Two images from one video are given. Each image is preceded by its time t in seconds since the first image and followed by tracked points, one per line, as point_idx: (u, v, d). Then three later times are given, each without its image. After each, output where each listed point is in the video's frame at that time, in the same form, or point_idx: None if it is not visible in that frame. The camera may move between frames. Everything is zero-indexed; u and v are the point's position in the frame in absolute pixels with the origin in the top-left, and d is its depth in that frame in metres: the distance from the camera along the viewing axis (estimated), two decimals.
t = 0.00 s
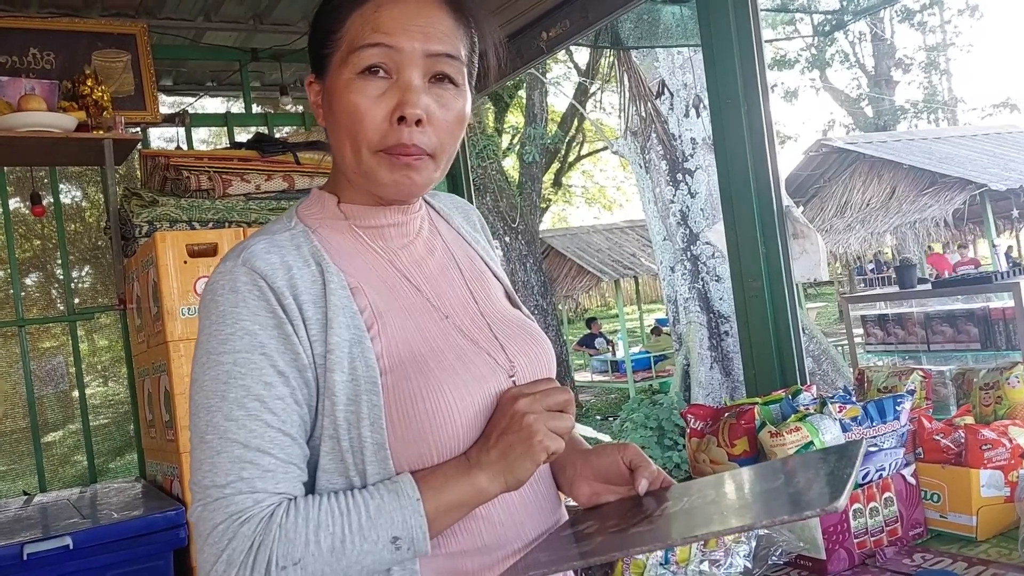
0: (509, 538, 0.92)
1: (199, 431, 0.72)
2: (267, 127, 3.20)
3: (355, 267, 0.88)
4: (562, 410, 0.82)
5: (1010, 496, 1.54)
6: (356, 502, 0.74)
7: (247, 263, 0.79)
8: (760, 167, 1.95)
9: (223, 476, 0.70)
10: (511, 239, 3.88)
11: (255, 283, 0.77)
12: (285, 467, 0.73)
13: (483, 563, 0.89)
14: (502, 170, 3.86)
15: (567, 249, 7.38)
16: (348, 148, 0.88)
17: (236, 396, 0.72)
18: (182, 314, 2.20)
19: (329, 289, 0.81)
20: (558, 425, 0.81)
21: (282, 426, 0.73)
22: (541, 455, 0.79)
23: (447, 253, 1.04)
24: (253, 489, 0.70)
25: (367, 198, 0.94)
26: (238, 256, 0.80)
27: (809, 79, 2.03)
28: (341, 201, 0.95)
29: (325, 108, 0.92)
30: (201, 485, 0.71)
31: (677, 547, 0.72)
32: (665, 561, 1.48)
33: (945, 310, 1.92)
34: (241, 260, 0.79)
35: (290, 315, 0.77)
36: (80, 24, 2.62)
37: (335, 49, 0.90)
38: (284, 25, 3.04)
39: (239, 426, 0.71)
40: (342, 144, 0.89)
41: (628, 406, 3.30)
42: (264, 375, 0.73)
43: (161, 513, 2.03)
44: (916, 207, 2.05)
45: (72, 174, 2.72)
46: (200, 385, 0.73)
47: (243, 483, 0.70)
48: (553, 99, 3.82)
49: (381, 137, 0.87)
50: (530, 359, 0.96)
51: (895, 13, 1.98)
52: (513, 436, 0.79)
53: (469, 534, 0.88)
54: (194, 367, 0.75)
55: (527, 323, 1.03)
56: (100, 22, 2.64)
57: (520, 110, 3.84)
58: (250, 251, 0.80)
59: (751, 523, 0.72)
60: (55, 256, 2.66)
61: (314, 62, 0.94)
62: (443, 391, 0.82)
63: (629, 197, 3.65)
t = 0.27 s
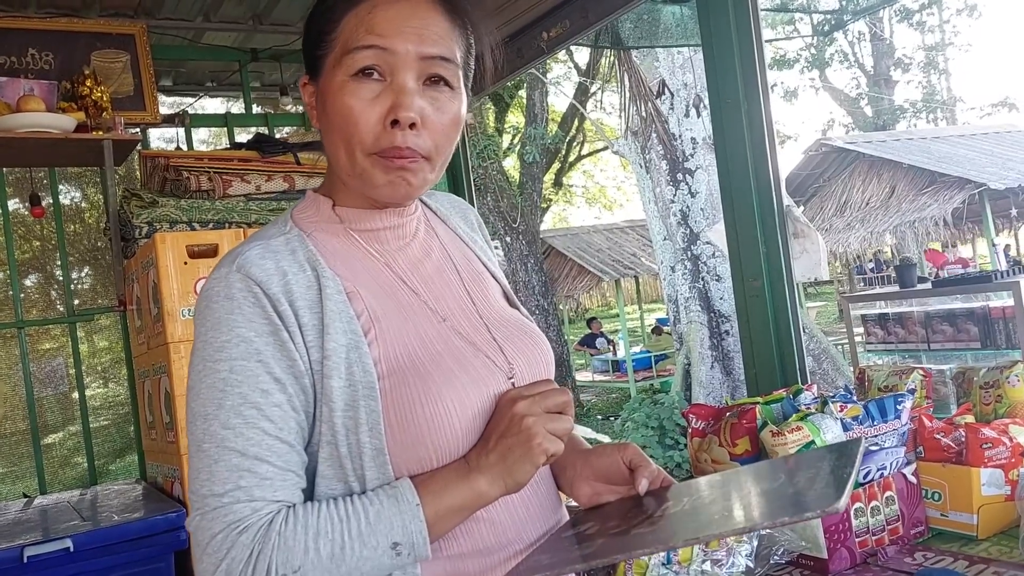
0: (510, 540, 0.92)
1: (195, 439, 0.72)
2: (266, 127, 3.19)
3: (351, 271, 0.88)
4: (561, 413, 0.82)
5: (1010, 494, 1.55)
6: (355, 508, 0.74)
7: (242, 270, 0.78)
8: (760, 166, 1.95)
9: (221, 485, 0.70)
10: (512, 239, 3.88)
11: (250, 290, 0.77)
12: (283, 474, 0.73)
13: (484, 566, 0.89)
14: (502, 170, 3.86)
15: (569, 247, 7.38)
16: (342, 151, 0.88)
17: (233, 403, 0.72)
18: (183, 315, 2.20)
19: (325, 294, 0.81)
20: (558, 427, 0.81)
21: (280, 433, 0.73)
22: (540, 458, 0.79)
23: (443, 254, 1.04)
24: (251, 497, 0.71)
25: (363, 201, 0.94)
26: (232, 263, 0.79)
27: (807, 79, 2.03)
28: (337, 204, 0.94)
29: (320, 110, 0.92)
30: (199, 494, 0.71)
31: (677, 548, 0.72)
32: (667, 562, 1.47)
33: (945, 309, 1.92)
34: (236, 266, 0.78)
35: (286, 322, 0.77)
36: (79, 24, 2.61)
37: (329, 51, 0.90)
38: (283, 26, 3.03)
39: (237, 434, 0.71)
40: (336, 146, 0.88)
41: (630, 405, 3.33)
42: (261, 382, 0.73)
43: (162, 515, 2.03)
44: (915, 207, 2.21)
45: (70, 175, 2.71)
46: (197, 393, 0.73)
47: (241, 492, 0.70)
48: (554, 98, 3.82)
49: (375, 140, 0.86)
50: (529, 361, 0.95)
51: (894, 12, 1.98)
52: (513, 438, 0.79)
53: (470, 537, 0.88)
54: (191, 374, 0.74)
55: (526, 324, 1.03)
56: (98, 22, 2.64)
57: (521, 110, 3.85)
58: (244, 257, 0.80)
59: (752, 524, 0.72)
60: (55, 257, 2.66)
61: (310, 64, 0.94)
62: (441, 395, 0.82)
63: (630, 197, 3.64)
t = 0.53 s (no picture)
0: (509, 540, 0.92)
1: (193, 447, 0.71)
2: (265, 128, 3.19)
3: (346, 275, 0.88)
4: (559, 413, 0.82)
5: (1009, 492, 1.55)
6: (356, 513, 0.74)
7: (237, 276, 0.77)
8: (760, 165, 1.94)
9: (221, 492, 0.70)
10: (512, 239, 3.90)
11: (246, 296, 0.76)
12: (283, 480, 0.73)
13: (485, 567, 0.89)
14: (502, 170, 3.90)
15: (570, 244, 7.39)
16: (335, 157, 0.88)
17: (230, 410, 0.71)
18: (183, 317, 2.20)
19: (322, 299, 0.81)
20: (556, 426, 0.81)
21: (278, 439, 0.73)
22: (539, 458, 0.79)
23: (438, 255, 1.04)
24: (251, 505, 0.70)
25: (356, 205, 0.93)
26: (226, 270, 0.78)
27: (806, 79, 2.01)
28: (330, 207, 0.94)
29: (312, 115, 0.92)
30: (198, 502, 0.71)
31: (678, 545, 0.72)
32: (668, 561, 1.48)
33: (943, 308, 1.93)
34: (231, 273, 0.77)
35: (283, 328, 0.76)
36: (77, 24, 2.60)
37: (320, 56, 0.90)
38: (282, 26, 3.03)
39: (234, 441, 0.71)
40: (329, 152, 0.88)
41: (630, 404, 3.37)
42: (258, 389, 0.73)
43: (161, 517, 2.03)
44: (914, 205, 2.29)
45: (69, 176, 2.71)
46: (194, 400, 0.73)
47: (240, 499, 0.70)
48: (553, 98, 3.82)
49: (368, 146, 0.86)
50: (524, 361, 0.95)
51: (891, 12, 1.98)
52: (511, 440, 0.79)
53: (469, 539, 0.88)
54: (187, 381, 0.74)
55: (522, 324, 1.03)
56: (97, 23, 2.64)
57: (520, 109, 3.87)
58: (239, 263, 0.79)
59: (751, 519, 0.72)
60: (54, 258, 2.65)
61: (300, 69, 0.94)
62: (437, 398, 0.82)
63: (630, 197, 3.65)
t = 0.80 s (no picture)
0: (516, 535, 0.93)
1: (200, 445, 0.72)
2: (265, 128, 3.19)
3: (351, 274, 0.88)
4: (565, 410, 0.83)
5: (1010, 491, 1.55)
6: (361, 510, 0.75)
7: (242, 276, 0.78)
8: (760, 162, 1.95)
9: (227, 491, 0.71)
10: (513, 238, 3.99)
11: (251, 295, 0.77)
12: (289, 478, 0.73)
13: (489, 564, 0.89)
14: (502, 170, 3.96)
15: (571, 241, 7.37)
16: (363, 159, 0.88)
17: (236, 409, 0.72)
18: (183, 317, 2.20)
19: (326, 298, 0.81)
20: (559, 424, 0.82)
21: (284, 438, 0.74)
22: (543, 454, 0.80)
23: (439, 254, 1.04)
24: (257, 502, 0.71)
25: (365, 204, 0.93)
26: (232, 269, 0.79)
27: (807, 77, 2.03)
28: (335, 206, 0.94)
29: (330, 114, 0.91)
30: (205, 500, 0.72)
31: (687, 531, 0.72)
32: (670, 560, 1.51)
33: (944, 307, 1.95)
34: (236, 272, 0.78)
35: (288, 326, 0.77)
36: (78, 25, 2.60)
37: (347, 55, 0.89)
38: (283, 26, 3.02)
39: (241, 439, 0.71)
40: (355, 153, 0.88)
41: (631, 404, 3.30)
42: (264, 387, 0.74)
43: (163, 517, 2.03)
44: (914, 203, 2.25)
45: (69, 177, 2.71)
46: (200, 400, 0.73)
47: (247, 497, 0.71)
48: (554, 98, 3.81)
49: (401, 150, 0.87)
50: (528, 360, 0.96)
51: (892, 11, 1.99)
52: (516, 437, 0.79)
53: (473, 535, 0.88)
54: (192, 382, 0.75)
55: (524, 323, 1.03)
56: (96, 24, 2.63)
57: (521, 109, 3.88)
58: (244, 263, 0.79)
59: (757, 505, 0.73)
60: (54, 258, 2.65)
61: (313, 64, 0.92)
62: (443, 397, 0.82)
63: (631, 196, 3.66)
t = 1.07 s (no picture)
0: (520, 534, 0.93)
1: (211, 430, 0.72)
2: (264, 129, 3.19)
3: (362, 267, 0.88)
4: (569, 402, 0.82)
5: (1009, 491, 1.55)
6: (371, 498, 0.74)
7: (257, 263, 0.79)
8: (759, 167, 1.95)
9: (238, 474, 0.70)
10: (512, 239, 3.88)
11: (265, 282, 0.78)
12: (300, 465, 0.73)
13: (494, 561, 0.89)
14: (502, 170, 3.90)
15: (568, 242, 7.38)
16: (382, 155, 0.88)
17: (249, 394, 0.72)
18: (182, 318, 2.20)
19: (338, 290, 0.82)
20: (563, 418, 0.81)
21: (296, 423, 0.73)
22: (550, 448, 0.79)
23: (446, 254, 1.05)
24: (268, 486, 0.70)
25: (376, 200, 0.94)
26: (247, 257, 0.80)
27: (804, 77, 2.04)
28: (346, 203, 0.95)
29: (349, 112, 0.91)
30: (215, 484, 0.71)
31: (701, 520, 0.74)
32: (669, 561, 1.52)
33: (942, 306, 1.94)
34: (251, 261, 0.79)
35: (301, 313, 0.78)
36: (76, 26, 2.60)
37: (369, 55, 0.89)
38: (282, 27, 3.02)
39: (253, 424, 0.71)
40: (375, 149, 0.88)
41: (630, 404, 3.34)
42: (277, 374, 0.74)
43: (162, 518, 2.03)
44: (913, 204, 2.25)
45: (68, 178, 2.71)
46: (211, 384, 0.73)
47: (257, 482, 0.70)
48: (553, 98, 3.82)
49: (422, 147, 0.87)
50: (534, 361, 0.96)
51: (890, 10, 2.00)
52: (524, 430, 0.79)
53: (479, 533, 0.88)
54: (206, 366, 0.75)
55: (529, 325, 1.03)
56: (95, 24, 2.63)
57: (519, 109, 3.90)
58: (258, 252, 0.80)
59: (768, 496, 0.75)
60: (52, 260, 2.65)
61: (332, 61, 0.92)
62: (454, 390, 0.82)
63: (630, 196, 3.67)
